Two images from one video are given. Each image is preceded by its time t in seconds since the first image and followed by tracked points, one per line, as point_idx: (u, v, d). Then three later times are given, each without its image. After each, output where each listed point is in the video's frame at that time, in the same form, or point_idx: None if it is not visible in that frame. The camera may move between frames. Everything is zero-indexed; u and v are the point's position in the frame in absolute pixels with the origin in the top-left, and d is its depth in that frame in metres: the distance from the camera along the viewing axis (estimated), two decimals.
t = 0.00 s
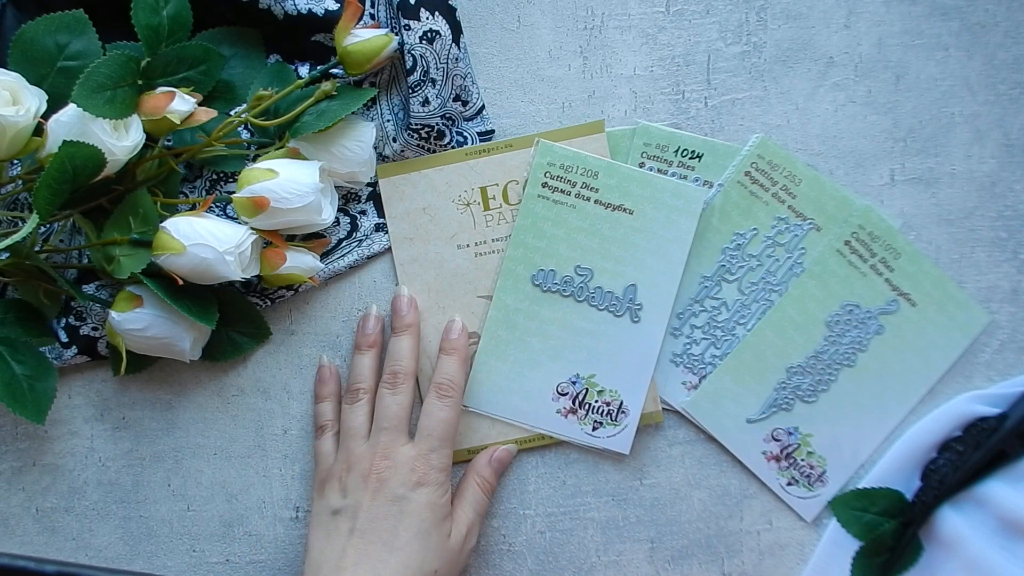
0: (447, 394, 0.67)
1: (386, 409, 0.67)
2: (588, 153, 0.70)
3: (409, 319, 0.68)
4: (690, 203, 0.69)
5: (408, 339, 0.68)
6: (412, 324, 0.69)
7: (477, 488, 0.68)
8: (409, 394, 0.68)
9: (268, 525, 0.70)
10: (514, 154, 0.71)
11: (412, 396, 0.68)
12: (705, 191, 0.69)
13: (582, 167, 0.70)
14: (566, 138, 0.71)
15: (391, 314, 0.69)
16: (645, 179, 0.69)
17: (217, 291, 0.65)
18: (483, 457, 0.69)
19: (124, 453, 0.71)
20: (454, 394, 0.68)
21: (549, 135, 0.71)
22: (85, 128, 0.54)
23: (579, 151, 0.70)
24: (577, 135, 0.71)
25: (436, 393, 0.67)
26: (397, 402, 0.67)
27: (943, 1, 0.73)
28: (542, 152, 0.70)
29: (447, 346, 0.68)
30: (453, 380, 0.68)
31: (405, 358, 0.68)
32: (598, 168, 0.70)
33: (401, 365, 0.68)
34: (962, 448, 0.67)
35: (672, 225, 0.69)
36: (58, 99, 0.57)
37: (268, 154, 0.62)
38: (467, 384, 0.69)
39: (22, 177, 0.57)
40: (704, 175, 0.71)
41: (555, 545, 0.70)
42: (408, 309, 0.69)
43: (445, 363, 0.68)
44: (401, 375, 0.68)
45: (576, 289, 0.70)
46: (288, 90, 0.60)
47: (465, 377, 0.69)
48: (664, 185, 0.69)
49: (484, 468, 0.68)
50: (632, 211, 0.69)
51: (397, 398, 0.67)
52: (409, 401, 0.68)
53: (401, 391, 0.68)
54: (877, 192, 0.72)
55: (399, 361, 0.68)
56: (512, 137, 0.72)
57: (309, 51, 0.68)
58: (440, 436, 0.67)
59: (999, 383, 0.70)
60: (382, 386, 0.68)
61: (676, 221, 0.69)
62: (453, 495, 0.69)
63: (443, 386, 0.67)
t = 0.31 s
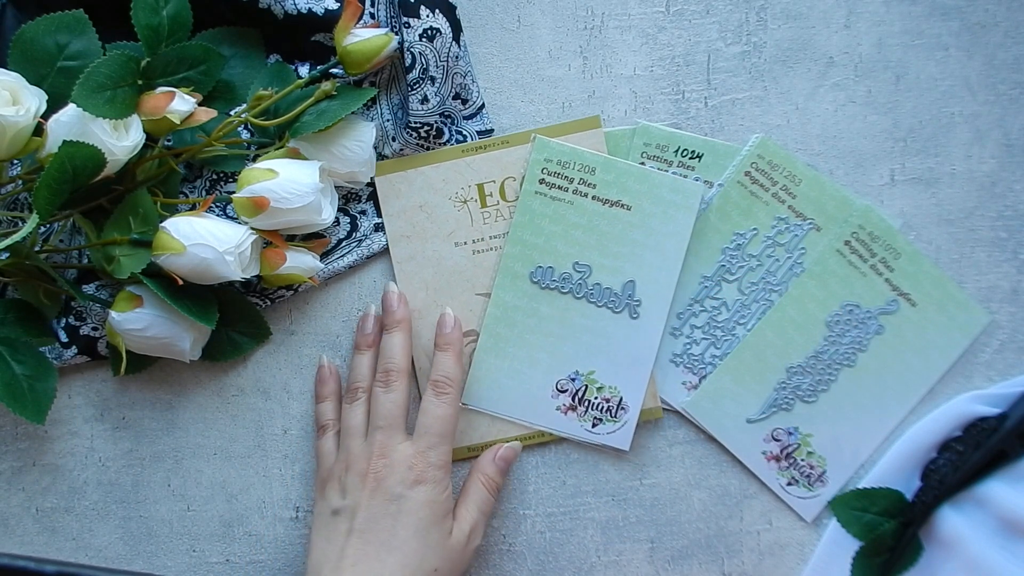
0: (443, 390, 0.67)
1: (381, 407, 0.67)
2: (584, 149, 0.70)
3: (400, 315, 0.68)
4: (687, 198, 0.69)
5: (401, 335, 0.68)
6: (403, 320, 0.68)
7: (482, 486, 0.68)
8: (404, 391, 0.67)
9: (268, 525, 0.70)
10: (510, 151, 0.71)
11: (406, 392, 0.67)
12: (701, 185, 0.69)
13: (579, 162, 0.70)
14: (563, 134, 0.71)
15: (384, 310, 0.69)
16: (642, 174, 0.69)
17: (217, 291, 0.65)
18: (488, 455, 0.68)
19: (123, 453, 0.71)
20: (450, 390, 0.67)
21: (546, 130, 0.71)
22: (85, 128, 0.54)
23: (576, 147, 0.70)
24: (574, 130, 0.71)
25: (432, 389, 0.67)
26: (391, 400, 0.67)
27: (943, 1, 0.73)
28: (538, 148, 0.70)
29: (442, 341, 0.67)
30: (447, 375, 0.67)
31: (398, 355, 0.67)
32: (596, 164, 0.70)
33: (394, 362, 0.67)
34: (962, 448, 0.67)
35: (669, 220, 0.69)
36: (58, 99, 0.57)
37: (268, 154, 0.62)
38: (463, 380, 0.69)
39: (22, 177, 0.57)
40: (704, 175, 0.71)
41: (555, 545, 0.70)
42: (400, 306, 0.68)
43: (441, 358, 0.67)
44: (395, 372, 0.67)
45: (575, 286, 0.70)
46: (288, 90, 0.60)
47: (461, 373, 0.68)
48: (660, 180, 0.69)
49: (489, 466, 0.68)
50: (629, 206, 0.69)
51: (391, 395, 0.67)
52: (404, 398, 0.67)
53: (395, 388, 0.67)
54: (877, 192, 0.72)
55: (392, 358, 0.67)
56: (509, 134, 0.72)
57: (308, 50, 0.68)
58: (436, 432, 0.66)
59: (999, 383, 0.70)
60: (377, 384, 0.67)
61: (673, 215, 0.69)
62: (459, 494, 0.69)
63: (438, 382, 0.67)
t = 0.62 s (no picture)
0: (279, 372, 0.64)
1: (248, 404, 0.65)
2: (584, 149, 0.70)
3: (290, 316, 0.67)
4: (687, 198, 0.69)
5: (303, 337, 0.65)
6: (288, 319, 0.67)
7: (358, 453, 0.59)
8: (263, 386, 0.64)
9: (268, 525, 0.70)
10: (510, 150, 0.71)
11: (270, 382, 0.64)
12: (701, 185, 0.69)
13: (579, 162, 0.70)
14: (564, 134, 0.71)
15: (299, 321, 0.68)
16: (642, 174, 0.69)
17: (217, 291, 0.65)
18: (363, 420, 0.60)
19: (123, 453, 0.71)
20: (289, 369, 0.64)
21: (546, 130, 0.71)
22: (85, 128, 0.54)
23: (576, 147, 0.70)
24: (574, 130, 0.71)
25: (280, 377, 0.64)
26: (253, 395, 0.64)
27: (943, 1, 0.73)
28: (538, 148, 0.70)
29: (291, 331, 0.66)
30: (293, 359, 0.64)
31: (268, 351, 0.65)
32: (596, 164, 0.70)
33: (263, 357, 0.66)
34: (962, 448, 0.67)
35: (669, 221, 0.69)
36: (58, 99, 0.57)
37: (268, 154, 0.62)
38: (309, 362, 0.64)
39: (22, 177, 0.57)
40: (704, 175, 0.71)
41: (555, 545, 0.70)
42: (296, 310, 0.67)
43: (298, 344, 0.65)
44: (273, 366, 0.64)
45: (575, 286, 0.70)
46: (288, 90, 0.60)
47: (309, 357, 0.64)
48: (661, 181, 0.69)
49: (363, 429, 0.59)
50: (630, 206, 0.69)
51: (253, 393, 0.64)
52: (265, 391, 0.64)
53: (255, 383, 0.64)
54: (877, 192, 0.72)
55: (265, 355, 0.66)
56: (509, 134, 0.72)
57: (308, 51, 0.68)
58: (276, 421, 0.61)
59: (999, 383, 0.70)
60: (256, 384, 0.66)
61: (673, 215, 0.69)
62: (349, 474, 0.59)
63: (279, 364, 0.64)
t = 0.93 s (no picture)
0: (408, 442, 0.63)
1: (346, 452, 0.63)
2: (584, 149, 0.70)
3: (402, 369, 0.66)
4: (687, 198, 0.69)
5: (427, 412, 0.65)
6: (403, 373, 0.66)
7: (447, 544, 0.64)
8: (372, 437, 0.63)
9: (268, 525, 0.70)
10: (510, 150, 0.71)
11: (375, 441, 0.63)
12: (701, 185, 0.69)
13: (579, 162, 0.70)
14: (564, 134, 0.71)
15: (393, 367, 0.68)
16: (642, 174, 0.69)
17: (216, 291, 0.65)
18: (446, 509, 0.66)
19: (123, 453, 0.71)
20: (418, 442, 0.63)
21: (546, 130, 0.71)
22: (85, 128, 0.54)
23: (576, 147, 0.70)
24: (574, 130, 0.71)
25: (399, 440, 0.63)
26: (357, 445, 0.63)
27: (943, 1, 0.73)
28: (538, 148, 0.70)
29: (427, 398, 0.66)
30: (419, 430, 0.64)
31: (378, 403, 0.64)
32: (596, 164, 0.70)
33: (372, 407, 0.64)
34: (962, 448, 0.67)
35: (669, 221, 0.69)
36: (58, 99, 0.56)
37: (268, 154, 0.62)
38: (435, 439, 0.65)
39: (22, 177, 0.57)
40: (704, 175, 0.72)
41: (555, 545, 0.70)
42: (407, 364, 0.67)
43: (418, 413, 0.65)
44: (403, 434, 0.64)
45: (575, 286, 0.70)
46: (288, 89, 0.60)
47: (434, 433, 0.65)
48: (661, 181, 0.69)
49: (448, 520, 0.65)
50: (630, 207, 0.69)
51: (359, 442, 0.63)
52: (371, 445, 0.63)
53: (363, 433, 0.63)
54: (877, 192, 0.72)
55: (371, 404, 0.64)
56: (509, 134, 0.72)
57: (308, 50, 0.68)
58: (398, 485, 0.62)
59: (999, 383, 0.70)
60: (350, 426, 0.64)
61: (673, 216, 0.69)
62: (419, 554, 0.64)
63: (405, 432, 0.64)
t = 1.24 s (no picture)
0: (477, 485, 0.64)
1: (414, 486, 0.63)
2: (585, 149, 0.70)
3: (473, 403, 0.66)
4: (687, 198, 0.69)
5: (494, 454, 0.65)
6: (475, 409, 0.66)
7: None
8: (442, 476, 0.63)
9: (268, 525, 0.70)
10: (510, 150, 0.71)
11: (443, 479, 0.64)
12: (701, 185, 0.69)
13: (579, 162, 0.70)
14: (564, 134, 0.71)
15: (461, 393, 0.68)
16: (643, 175, 0.69)
17: (216, 291, 0.65)
18: (493, 550, 0.66)
19: (123, 454, 0.71)
20: (485, 487, 0.63)
21: (546, 131, 0.71)
22: (85, 128, 0.54)
23: (576, 147, 0.70)
24: (574, 130, 0.71)
25: (468, 482, 0.64)
26: (426, 481, 0.63)
27: (943, 1, 0.73)
28: (538, 148, 0.70)
29: (497, 440, 0.65)
30: (487, 473, 0.64)
31: (451, 440, 0.64)
32: (596, 164, 0.70)
33: (445, 444, 0.64)
34: (962, 448, 0.67)
35: (669, 221, 0.69)
36: (58, 99, 0.56)
37: (268, 154, 0.62)
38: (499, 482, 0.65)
39: (22, 177, 0.57)
40: (704, 175, 0.72)
41: (555, 545, 0.70)
42: (477, 397, 0.67)
43: (487, 454, 0.65)
44: (472, 475, 0.64)
45: (575, 286, 0.70)
46: (288, 89, 0.60)
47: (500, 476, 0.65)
48: (661, 181, 0.69)
49: (494, 564, 0.66)
50: (630, 206, 0.69)
51: (428, 477, 0.63)
52: (439, 483, 0.63)
53: (434, 470, 0.63)
54: (878, 193, 0.72)
55: (445, 441, 0.64)
56: (509, 134, 0.72)
57: (308, 50, 0.68)
58: (461, 528, 0.62)
59: (1000, 383, 0.70)
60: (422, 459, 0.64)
61: (673, 216, 0.69)
62: None
63: (474, 474, 0.64)
